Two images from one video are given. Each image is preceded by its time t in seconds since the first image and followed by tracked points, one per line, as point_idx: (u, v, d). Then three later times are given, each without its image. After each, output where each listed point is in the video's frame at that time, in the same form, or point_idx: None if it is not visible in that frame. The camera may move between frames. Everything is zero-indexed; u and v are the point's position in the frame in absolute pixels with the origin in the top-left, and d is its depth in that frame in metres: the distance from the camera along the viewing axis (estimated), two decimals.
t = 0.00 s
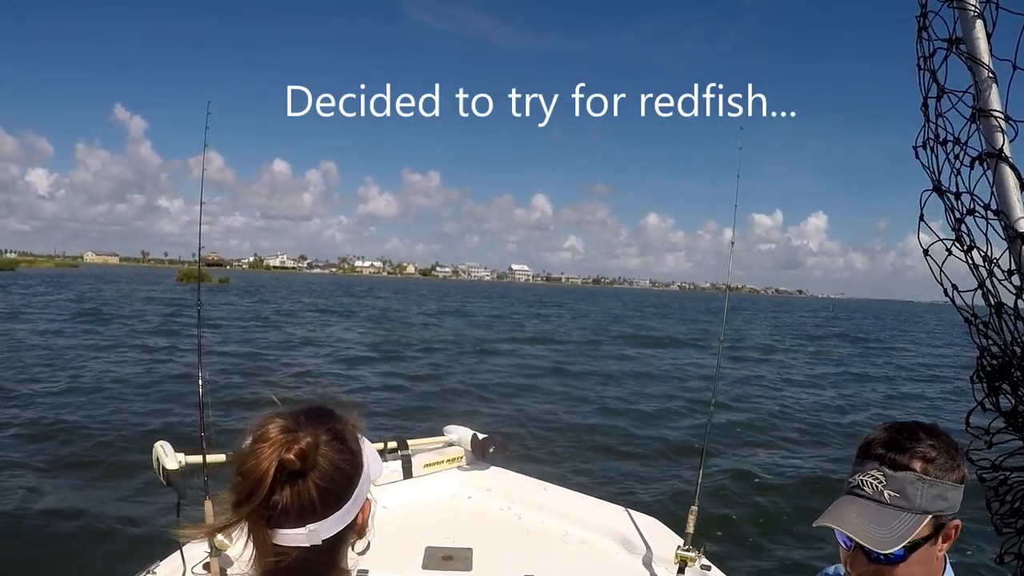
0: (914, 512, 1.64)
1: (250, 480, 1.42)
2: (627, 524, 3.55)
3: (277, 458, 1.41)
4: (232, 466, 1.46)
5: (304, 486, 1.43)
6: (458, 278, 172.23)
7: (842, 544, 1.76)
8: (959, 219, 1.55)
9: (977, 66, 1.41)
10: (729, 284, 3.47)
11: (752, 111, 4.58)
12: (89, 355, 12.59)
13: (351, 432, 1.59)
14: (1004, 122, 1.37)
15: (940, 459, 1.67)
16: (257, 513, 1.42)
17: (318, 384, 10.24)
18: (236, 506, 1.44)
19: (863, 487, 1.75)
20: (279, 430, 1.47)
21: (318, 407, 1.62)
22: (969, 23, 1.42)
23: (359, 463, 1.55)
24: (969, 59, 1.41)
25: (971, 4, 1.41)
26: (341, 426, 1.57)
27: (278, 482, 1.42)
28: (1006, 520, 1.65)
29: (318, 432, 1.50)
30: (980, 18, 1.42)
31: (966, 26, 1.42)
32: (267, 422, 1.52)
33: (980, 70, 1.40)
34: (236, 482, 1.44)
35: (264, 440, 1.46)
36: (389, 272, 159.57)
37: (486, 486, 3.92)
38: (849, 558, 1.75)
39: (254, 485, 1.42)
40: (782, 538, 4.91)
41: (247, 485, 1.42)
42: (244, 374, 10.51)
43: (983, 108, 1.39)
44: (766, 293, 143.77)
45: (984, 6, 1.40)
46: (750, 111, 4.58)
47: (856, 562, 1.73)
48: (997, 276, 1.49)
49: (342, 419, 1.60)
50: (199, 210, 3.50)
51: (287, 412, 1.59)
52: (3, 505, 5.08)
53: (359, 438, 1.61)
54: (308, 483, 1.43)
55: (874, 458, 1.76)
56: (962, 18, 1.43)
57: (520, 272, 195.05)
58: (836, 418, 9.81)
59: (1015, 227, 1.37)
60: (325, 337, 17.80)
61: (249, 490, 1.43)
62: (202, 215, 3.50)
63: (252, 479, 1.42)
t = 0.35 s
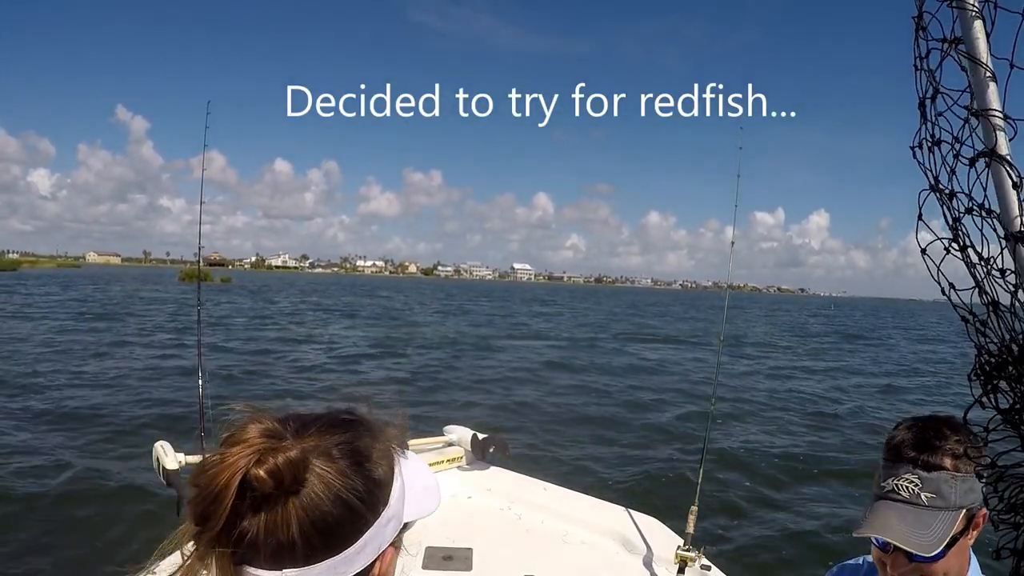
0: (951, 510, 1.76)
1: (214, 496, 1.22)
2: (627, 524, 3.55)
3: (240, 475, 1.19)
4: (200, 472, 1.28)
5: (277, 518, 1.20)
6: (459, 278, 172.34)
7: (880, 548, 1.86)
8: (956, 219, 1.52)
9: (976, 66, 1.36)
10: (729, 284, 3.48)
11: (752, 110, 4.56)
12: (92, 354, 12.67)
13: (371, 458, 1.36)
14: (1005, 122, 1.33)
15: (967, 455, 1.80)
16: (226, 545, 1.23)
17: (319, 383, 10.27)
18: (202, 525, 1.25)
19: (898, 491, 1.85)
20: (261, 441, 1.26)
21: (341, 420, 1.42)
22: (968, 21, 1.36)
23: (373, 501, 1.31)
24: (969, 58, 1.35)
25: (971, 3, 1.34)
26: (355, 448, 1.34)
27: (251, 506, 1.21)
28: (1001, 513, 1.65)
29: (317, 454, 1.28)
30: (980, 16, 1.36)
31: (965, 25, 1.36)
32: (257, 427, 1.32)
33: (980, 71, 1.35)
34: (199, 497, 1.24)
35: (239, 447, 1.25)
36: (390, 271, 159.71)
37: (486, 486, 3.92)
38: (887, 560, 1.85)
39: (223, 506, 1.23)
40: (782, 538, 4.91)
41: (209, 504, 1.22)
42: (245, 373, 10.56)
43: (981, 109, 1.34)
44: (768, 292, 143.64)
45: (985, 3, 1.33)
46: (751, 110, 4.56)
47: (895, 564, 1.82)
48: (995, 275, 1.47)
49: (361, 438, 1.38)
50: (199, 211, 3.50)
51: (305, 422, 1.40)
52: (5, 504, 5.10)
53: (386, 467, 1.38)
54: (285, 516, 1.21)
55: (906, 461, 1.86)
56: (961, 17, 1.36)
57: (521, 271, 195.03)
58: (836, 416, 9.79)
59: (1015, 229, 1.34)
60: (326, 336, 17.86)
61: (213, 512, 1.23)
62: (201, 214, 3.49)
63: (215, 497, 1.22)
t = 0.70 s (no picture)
0: (972, 509, 1.79)
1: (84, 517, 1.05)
2: (627, 523, 3.55)
3: (111, 509, 1.02)
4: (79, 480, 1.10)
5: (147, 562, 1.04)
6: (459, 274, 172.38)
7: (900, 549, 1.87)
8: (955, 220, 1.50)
9: (976, 67, 1.34)
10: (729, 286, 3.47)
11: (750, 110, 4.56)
12: (94, 354, 12.72)
13: (284, 510, 1.20)
14: (1005, 122, 1.31)
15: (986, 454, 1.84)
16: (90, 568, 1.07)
17: (320, 381, 10.28)
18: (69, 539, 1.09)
19: (920, 491, 1.87)
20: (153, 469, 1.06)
21: (265, 455, 1.25)
22: (968, 21, 1.34)
23: (273, 562, 1.17)
24: (968, 59, 1.33)
25: (971, 3, 1.32)
26: (269, 496, 1.18)
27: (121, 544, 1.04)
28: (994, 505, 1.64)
29: (217, 500, 1.11)
30: (980, 17, 1.34)
31: (965, 25, 1.34)
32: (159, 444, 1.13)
33: (980, 70, 1.33)
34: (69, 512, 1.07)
35: (126, 468, 1.06)
36: (391, 268, 159.79)
37: (486, 486, 3.92)
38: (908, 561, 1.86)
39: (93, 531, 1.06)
40: (784, 535, 4.91)
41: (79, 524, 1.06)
42: (246, 371, 10.58)
43: (981, 108, 1.32)
44: (769, 285, 143.55)
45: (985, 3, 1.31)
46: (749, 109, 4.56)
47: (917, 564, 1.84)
48: (996, 275, 1.45)
49: (279, 485, 1.21)
50: (196, 211, 3.47)
51: (225, 453, 1.23)
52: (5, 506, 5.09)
53: (301, 520, 1.23)
54: (159, 562, 1.05)
55: (928, 461, 1.89)
56: (962, 17, 1.34)
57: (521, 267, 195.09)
58: (836, 410, 9.80)
59: (1015, 229, 1.32)
60: (327, 334, 17.88)
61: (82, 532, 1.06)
62: (199, 215, 3.43)
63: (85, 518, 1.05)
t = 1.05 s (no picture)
0: (983, 508, 1.80)
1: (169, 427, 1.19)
2: (627, 523, 3.55)
3: (192, 416, 1.15)
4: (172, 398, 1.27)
5: (207, 475, 1.14)
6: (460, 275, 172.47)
7: (908, 547, 1.87)
8: (955, 220, 1.49)
9: (977, 66, 1.33)
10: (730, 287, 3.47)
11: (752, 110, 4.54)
12: (94, 356, 12.75)
13: (328, 485, 1.24)
14: (1005, 121, 1.30)
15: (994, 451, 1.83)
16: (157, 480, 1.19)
17: (321, 381, 10.29)
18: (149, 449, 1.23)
19: (933, 490, 1.85)
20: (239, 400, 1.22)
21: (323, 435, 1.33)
22: (968, 21, 1.33)
23: (305, 529, 1.18)
24: (968, 59, 1.32)
25: (971, 3, 1.32)
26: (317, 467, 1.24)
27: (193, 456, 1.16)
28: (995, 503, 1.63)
29: (279, 447, 1.21)
30: (980, 17, 1.33)
31: (965, 24, 1.34)
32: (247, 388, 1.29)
33: (980, 70, 1.33)
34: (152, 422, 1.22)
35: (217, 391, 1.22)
36: (391, 269, 159.92)
37: (486, 486, 3.91)
38: (916, 560, 1.86)
39: (173, 443, 1.20)
40: (784, 535, 4.89)
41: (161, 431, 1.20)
42: (247, 372, 10.59)
43: (980, 108, 1.31)
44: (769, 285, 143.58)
45: (985, 3, 1.30)
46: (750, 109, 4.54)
47: (925, 562, 1.85)
48: (995, 275, 1.45)
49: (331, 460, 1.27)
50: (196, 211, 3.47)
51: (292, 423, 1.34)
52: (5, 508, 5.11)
53: (340, 505, 1.25)
54: (215, 480, 1.14)
55: (941, 458, 1.86)
56: (961, 17, 1.33)
57: (522, 268, 195.21)
58: (837, 409, 9.78)
59: (1014, 229, 1.31)
60: (328, 334, 17.90)
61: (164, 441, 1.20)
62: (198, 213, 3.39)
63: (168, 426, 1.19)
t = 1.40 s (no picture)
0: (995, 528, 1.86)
1: (243, 400, 1.42)
2: (627, 524, 3.55)
3: (266, 386, 1.39)
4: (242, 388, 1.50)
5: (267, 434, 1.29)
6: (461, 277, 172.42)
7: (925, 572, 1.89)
8: (955, 220, 1.50)
9: (976, 66, 1.35)
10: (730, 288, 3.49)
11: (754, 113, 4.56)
12: (94, 353, 12.76)
13: (371, 467, 1.35)
14: (1004, 121, 1.31)
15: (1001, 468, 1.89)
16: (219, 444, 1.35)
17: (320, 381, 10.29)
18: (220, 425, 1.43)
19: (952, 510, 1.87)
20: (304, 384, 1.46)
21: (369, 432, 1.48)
22: (968, 21, 1.35)
23: (346, 499, 1.28)
24: (968, 58, 1.34)
25: (972, 3, 1.33)
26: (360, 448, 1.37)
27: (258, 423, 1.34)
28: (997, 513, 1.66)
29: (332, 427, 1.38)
30: (979, 18, 1.34)
31: (965, 25, 1.36)
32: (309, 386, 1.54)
33: (980, 70, 1.34)
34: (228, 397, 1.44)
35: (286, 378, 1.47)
36: (393, 270, 159.98)
37: (486, 486, 3.92)
38: None
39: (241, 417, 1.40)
40: (785, 538, 4.88)
41: (235, 404, 1.42)
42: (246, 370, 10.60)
43: (980, 108, 1.33)
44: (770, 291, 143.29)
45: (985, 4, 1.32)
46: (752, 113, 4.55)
47: None
48: (995, 275, 1.46)
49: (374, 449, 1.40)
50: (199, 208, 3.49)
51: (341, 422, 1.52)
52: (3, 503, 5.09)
53: (379, 488, 1.34)
54: (274, 440, 1.28)
55: (959, 478, 1.87)
56: (961, 18, 1.35)
57: (523, 271, 195.16)
58: (836, 415, 9.78)
59: (1013, 229, 1.32)
60: (327, 334, 17.91)
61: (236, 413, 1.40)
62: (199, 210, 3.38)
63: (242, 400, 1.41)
